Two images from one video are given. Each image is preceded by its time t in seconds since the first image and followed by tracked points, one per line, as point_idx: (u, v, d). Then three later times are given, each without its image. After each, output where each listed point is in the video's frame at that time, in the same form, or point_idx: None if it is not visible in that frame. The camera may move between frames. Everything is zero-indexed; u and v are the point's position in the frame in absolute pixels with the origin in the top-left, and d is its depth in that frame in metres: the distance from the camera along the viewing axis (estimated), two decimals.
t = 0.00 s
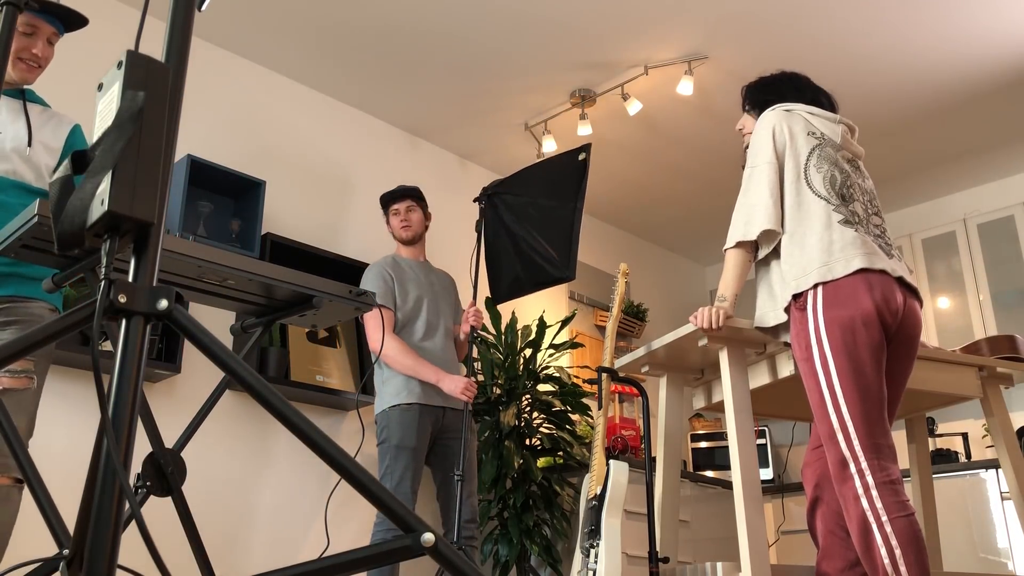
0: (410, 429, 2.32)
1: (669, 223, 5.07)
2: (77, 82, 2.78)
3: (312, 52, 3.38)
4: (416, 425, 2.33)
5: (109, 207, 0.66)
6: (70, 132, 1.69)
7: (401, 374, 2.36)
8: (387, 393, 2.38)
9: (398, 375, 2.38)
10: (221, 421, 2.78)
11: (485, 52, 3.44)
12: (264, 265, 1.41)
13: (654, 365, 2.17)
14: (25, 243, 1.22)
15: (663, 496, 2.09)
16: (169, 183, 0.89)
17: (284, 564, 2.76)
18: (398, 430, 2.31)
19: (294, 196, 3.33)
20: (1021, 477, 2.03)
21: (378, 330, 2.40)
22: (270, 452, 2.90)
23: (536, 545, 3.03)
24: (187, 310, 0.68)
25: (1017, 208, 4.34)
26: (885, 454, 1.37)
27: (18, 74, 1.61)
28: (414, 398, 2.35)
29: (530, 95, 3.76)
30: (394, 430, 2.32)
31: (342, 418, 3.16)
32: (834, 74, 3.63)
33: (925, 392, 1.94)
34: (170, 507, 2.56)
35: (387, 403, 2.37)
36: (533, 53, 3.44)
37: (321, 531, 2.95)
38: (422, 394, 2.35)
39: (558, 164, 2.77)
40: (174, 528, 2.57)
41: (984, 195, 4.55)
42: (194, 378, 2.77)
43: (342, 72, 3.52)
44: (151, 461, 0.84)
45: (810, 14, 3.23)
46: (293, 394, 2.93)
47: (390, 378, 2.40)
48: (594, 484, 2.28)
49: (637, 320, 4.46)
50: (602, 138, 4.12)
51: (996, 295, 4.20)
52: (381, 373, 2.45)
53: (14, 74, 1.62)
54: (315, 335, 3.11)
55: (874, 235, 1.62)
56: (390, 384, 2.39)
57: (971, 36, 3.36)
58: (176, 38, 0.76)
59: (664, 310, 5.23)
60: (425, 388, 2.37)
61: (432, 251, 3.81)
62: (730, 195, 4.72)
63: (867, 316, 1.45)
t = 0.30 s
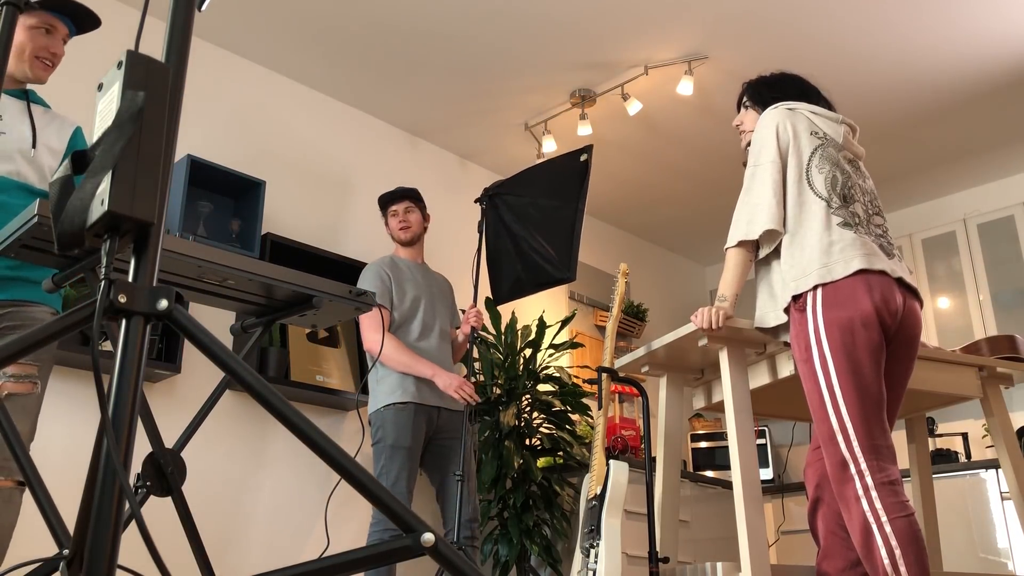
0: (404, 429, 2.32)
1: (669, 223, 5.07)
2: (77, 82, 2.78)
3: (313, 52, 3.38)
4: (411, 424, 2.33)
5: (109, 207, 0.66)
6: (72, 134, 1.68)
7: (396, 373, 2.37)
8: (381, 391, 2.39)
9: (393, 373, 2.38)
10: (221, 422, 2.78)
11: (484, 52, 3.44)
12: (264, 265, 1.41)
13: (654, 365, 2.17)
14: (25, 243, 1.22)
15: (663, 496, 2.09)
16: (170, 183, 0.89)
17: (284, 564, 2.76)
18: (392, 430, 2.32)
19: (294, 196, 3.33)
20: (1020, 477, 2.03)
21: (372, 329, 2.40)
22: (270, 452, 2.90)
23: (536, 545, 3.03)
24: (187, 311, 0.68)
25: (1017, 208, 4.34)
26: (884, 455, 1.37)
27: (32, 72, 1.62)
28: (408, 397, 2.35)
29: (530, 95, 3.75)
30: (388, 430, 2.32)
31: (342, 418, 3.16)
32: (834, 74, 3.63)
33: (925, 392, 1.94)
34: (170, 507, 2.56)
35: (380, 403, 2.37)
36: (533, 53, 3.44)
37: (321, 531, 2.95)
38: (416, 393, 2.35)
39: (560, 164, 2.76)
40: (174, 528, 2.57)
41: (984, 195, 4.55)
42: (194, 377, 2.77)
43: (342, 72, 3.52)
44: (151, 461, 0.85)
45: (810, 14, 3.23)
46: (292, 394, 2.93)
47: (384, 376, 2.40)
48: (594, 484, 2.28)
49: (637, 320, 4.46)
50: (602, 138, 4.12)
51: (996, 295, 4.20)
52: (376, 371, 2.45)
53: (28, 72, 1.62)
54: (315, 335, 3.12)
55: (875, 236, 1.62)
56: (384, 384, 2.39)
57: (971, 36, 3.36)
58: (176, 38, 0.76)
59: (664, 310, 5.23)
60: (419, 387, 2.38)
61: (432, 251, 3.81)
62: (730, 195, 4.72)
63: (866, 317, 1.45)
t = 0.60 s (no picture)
0: (398, 429, 2.31)
1: (669, 223, 5.08)
2: (76, 82, 2.78)
3: (312, 52, 3.38)
4: (405, 424, 2.33)
5: (109, 207, 0.66)
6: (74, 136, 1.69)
7: (390, 372, 2.37)
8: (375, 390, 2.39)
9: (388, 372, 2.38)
10: (220, 422, 2.78)
11: (484, 52, 3.44)
12: (264, 265, 1.41)
13: (654, 365, 2.17)
14: (25, 243, 1.22)
15: (662, 496, 2.09)
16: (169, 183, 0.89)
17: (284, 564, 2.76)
18: (386, 430, 2.31)
19: (294, 196, 3.33)
20: (1020, 477, 2.03)
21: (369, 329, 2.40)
22: (269, 452, 2.90)
23: (536, 545, 3.03)
24: (187, 310, 0.68)
25: (1017, 208, 4.34)
26: (885, 454, 1.37)
27: (41, 72, 1.61)
28: (402, 397, 2.35)
29: (530, 95, 3.76)
30: (383, 430, 2.32)
31: (342, 418, 3.16)
32: (834, 74, 3.63)
33: (925, 391, 1.94)
34: (170, 507, 2.56)
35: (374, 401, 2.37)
36: (533, 53, 3.44)
37: (321, 531, 2.95)
38: (410, 393, 2.35)
39: (557, 161, 2.75)
40: (175, 528, 2.57)
41: (984, 195, 4.55)
42: (194, 377, 2.77)
43: (342, 72, 3.52)
44: (151, 461, 0.85)
45: (810, 14, 3.23)
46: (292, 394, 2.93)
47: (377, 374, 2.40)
48: (594, 484, 2.27)
49: (637, 320, 4.46)
50: (602, 138, 4.12)
51: (996, 295, 4.20)
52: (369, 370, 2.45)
53: (37, 73, 1.62)
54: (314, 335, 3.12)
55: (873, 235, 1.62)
56: (378, 383, 2.39)
57: (971, 36, 3.36)
58: (176, 38, 0.76)
59: (664, 310, 5.23)
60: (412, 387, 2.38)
61: (432, 250, 3.81)
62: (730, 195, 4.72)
63: (866, 316, 1.45)
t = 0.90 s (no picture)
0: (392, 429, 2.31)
1: (669, 223, 5.08)
2: (77, 82, 2.78)
3: (313, 52, 3.38)
4: (399, 423, 2.32)
5: (109, 207, 0.65)
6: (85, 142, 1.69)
7: (382, 373, 2.37)
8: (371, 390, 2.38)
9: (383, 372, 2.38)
10: (220, 422, 2.78)
11: (484, 52, 3.44)
12: (264, 265, 1.41)
13: (654, 365, 2.17)
14: (25, 244, 1.22)
15: (662, 496, 2.09)
16: (170, 182, 0.89)
17: (284, 564, 2.76)
18: (381, 430, 2.31)
19: (294, 196, 3.33)
20: (1020, 477, 2.04)
21: (361, 332, 2.38)
22: (269, 452, 2.90)
23: (536, 545, 3.03)
24: (187, 310, 0.68)
25: (1017, 208, 4.34)
26: (884, 454, 1.37)
27: (60, 73, 1.59)
28: (396, 397, 2.34)
29: (530, 95, 3.75)
30: (377, 430, 2.32)
31: (342, 418, 3.16)
32: (834, 74, 3.63)
33: (925, 391, 1.94)
34: (170, 507, 2.56)
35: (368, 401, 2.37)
36: (533, 53, 3.44)
37: (321, 531, 2.95)
38: (404, 393, 2.35)
39: (557, 160, 2.76)
40: (175, 528, 2.57)
41: (984, 195, 4.55)
42: (194, 378, 2.77)
43: (342, 72, 3.52)
44: (151, 461, 0.85)
45: (810, 14, 3.23)
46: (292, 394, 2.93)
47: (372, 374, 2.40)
48: (594, 484, 2.27)
49: (637, 320, 4.46)
50: (602, 138, 4.12)
51: (996, 295, 4.20)
52: (363, 369, 2.45)
53: (55, 73, 1.59)
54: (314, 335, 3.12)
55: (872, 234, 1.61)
56: (373, 383, 2.39)
57: (971, 36, 3.36)
58: (175, 38, 0.76)
59: (664, 310, 5.24)
60: (404, 386, 2.38)
61: (432, 250, 3.81)
62: (730, 195, 4.72)
63: (865, 316, 1.45)
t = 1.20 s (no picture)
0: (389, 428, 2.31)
1: (669, 223, 5.08)
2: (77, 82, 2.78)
3: (313, 52, 3.39)
4: (395, 424, 2.33)
5: (109, 207, 0.66)
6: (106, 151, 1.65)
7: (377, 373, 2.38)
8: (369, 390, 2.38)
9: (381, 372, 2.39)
10: (220, 422, 2.78)
11: (483, 52, 3.44)
12: (264, 265, 1.41)
13: (654, 365, 2.17)
14: (25, 244, 1.22)
15: (662, 496, 2.09)
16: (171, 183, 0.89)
17: (284, 564, 2.77)
18: (377, 430, 2.31)
19: (295, 196, 3.33)
20: (1020, 477, 2.04)
21: (358, 330, 2.40)
22: (269, 452, 2.90)
23: (536, 545, 3.03)
24: (187, 311, 0.68)
25: (1017, 208, 4.34)
26: (886, 454, 1.36)
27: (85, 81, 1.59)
28: (392, 397, 2.35)
29: (530, 95, 3.75)
30: (373, 430, 2.32)
31: (341, 418, 3.16)
32: (834, 73, 3.63)
33: (925, 391, 1.94)
34: (170, 507, 2.57)
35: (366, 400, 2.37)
36: (533, 53, 3.44)
37: (321, 530, 2.96)
38: (399, 393, 2.35)
39: (555, 158, 2.76)
40: (175, 528, 2.57)
41: (984, 195, 4.55)
42: (194, 378, 2.77)
43: (342, 72, 3.52)
44: (151, 461, 0.85)
45: (809, 14, 3.23)
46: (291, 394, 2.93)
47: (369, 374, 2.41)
48: (594, 484, 2.28)
49: (637, 320, 4.46)
50: (602, 138, 4.12)
51: (996, 294, 4.20)
52: (361, 369, 2.45)
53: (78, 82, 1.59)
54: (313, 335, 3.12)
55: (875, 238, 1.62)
56: (369, 383, 2.39)
57: (971, 36, 3.36)
58: (176, 40, 0.76)
59: (664, 310, 5.24)
60: (400, 387, 2.38)
61: (432, 250, 3.81)
62: (730, 195, 4.73)
63: (868, 315, 1.45)
